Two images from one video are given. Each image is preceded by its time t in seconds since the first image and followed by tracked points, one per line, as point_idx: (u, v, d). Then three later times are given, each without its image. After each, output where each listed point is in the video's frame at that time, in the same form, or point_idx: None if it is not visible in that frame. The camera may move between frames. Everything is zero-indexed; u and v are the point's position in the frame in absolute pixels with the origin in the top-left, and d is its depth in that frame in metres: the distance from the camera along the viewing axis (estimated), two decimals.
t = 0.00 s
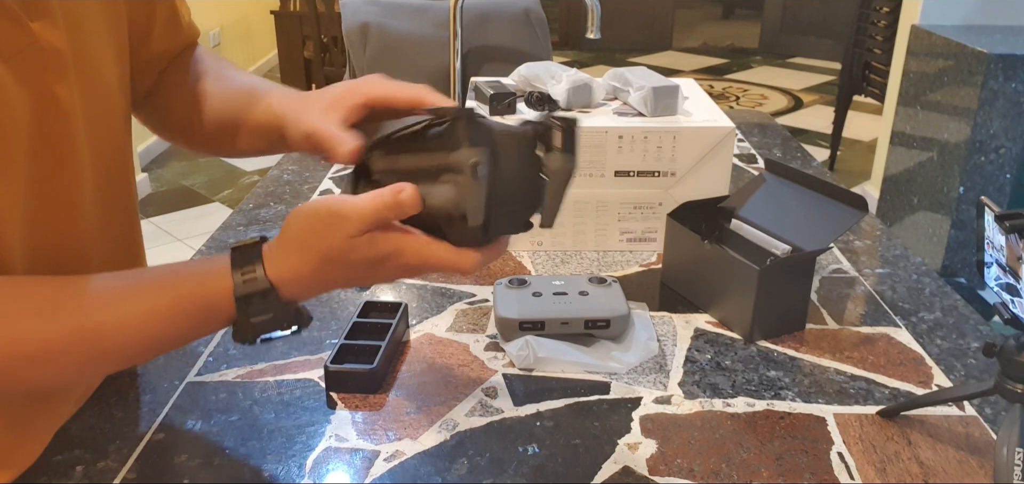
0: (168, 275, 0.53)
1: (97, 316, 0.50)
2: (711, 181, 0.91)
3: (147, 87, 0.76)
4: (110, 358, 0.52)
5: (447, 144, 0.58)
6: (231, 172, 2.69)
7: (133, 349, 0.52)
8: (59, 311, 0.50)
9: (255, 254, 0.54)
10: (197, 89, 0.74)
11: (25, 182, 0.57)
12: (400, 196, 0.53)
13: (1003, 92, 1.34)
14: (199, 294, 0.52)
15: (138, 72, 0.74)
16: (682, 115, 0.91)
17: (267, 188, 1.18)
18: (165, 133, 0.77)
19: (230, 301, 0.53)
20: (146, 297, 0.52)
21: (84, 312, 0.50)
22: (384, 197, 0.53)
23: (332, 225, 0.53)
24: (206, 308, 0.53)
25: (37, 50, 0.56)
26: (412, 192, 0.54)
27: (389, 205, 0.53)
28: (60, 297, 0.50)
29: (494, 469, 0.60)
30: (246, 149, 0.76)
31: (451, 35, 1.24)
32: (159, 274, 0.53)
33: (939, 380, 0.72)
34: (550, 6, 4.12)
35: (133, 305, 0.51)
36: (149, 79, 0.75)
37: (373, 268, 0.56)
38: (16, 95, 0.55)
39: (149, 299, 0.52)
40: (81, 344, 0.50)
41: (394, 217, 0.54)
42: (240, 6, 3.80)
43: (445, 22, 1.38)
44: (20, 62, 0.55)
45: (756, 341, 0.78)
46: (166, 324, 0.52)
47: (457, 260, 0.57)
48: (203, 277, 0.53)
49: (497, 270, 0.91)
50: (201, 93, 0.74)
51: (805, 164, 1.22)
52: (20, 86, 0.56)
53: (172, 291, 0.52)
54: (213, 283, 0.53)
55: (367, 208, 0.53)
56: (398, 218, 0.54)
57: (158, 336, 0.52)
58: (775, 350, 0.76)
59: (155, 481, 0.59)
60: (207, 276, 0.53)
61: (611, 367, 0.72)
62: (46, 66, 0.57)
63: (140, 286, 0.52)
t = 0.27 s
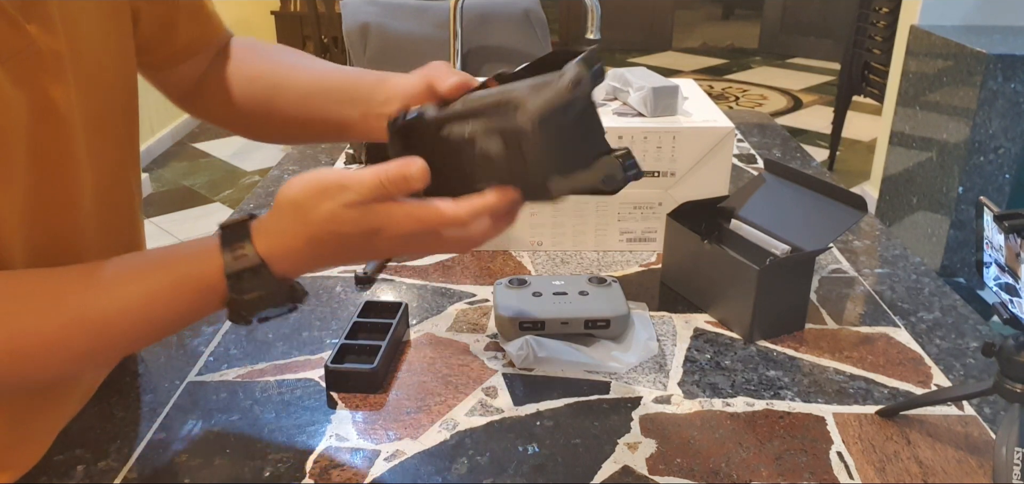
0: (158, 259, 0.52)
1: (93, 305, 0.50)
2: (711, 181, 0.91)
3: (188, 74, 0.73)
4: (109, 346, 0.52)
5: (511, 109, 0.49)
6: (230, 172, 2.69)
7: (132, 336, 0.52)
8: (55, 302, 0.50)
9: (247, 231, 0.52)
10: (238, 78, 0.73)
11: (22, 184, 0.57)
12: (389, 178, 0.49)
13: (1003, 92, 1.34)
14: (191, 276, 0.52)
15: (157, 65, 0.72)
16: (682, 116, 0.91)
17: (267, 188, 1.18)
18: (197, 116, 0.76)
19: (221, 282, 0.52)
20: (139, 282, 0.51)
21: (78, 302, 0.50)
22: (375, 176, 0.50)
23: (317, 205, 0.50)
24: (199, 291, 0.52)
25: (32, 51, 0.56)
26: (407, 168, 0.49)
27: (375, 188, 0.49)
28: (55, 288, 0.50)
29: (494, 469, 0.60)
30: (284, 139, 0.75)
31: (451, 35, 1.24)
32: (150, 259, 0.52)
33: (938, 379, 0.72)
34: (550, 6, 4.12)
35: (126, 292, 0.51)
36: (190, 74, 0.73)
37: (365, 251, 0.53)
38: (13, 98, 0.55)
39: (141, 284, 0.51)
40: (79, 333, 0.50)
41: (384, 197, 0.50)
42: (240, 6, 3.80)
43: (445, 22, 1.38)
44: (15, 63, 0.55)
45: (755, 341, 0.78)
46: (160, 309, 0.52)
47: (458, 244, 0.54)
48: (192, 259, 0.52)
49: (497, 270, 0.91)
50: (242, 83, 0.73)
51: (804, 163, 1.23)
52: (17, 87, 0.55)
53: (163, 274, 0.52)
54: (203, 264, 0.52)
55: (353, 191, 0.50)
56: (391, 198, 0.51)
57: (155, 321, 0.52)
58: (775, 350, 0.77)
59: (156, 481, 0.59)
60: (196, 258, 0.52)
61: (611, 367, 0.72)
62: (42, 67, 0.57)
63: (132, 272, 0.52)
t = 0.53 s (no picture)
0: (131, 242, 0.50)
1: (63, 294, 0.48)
2: (711, 181, 0.91)
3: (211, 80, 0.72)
4: (82, 339, 0.50)
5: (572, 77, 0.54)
6: (230, 172, 2.69)
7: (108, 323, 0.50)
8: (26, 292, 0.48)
9: (204, 207, 0.50)
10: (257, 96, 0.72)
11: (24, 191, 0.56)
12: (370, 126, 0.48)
13: (1002, 92, 1.34)
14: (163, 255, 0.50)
15: (177, 69, 0.72)
16: (682, 116, 0.91)
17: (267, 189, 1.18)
18: (205, 120, 0.75)
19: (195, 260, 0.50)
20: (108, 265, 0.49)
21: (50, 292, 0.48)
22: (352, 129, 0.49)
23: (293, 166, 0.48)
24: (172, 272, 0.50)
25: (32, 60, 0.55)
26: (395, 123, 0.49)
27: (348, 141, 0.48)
28: (36, 281, 0.48)
29: (494, 469, 0.60)
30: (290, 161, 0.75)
31: (450, 35, 1.24)
32: (121, 242, 0.50)
33: (938, 379, 0.72)
34: (550, 6, 4.12)
35: (102, 277, 0.49)
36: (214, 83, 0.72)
37: (338, 222, 0.50)
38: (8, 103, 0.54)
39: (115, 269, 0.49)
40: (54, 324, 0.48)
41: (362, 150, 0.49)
42: (240, 6, 3.80)
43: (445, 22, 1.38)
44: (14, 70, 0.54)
45: (755, 341, 0.78)
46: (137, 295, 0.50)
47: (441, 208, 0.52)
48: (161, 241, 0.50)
49: (497, 270, 0.91)
50: (259, 100, 0.73)
51: (804, 164, 1.23)
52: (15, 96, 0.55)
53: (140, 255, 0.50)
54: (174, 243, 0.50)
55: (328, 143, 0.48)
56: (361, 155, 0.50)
57: (136, 306, 0.50)
58: (774, 350, 0.77)
59: (155, 481, 0.59)
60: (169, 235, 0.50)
61: (611, 367, 0.72)
62: (41, 73, 0.56)
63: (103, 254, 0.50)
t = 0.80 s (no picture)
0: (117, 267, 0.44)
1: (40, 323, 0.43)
2: (712, 181, 0.91)
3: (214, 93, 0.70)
4: (71, 368, 0.44)
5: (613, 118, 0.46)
6: (230, 172, 2.69)
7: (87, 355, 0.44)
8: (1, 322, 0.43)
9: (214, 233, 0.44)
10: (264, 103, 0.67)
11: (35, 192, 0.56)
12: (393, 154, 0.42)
13: (1002, 92, 1.34)
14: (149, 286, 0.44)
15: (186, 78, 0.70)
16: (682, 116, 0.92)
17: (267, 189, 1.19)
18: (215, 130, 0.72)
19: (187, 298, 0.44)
20: (91, 292, 0.44)
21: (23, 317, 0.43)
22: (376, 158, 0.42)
23: (304, 198, 0.40)
24: (158, 311, 0.44)
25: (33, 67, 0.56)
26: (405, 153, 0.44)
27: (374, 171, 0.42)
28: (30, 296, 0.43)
29: (494, 469, 0.60)
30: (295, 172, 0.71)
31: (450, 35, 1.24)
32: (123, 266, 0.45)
33: (938, 379, 0.72)
34: (550, 6, 4.12)
35: (98, 298, 0.43)
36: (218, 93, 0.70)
37: (352, 264, 0.42)
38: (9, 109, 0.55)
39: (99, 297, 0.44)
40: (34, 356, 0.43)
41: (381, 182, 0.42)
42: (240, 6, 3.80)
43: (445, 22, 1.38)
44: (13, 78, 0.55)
45: (755, 341, 0.78)
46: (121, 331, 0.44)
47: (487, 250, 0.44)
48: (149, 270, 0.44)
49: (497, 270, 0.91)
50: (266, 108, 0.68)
51: (804, 163, 1.23)
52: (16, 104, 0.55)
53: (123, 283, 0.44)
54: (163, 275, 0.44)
55: (363, 171, 0.41)
56: (380, 186, 0.43)
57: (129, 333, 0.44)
58: (774, 350, 0.77)
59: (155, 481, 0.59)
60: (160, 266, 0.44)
61: (611, 367, 0.72)
62: (43, 75, 0.56)
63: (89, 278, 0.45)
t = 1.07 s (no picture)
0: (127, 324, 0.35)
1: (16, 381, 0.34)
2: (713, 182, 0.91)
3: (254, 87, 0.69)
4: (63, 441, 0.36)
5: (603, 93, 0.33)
6: (230, 172, 2.69)
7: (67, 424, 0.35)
8: None
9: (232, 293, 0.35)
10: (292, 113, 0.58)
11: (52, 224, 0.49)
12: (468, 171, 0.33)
13: (1002, 92, 1.33)
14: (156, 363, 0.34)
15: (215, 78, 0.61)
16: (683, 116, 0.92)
17: (267, 188, 1.18)
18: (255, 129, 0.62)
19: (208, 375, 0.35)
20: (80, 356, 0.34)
21: None
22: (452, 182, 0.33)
23: (365, 243, 0.32)
24: (162, 385, 0.34)
25: (51, 71, 0.48)
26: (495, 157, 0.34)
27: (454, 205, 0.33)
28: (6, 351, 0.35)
29: (494, 469, 0.60)
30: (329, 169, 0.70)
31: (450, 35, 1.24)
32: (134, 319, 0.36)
33: (938, 379, 0.72)
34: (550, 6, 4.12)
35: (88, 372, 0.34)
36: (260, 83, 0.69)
37: (408, 341, 0.33)
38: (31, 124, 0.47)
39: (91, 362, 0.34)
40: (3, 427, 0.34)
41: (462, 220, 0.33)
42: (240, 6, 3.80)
43: (445, 22, 1.38)
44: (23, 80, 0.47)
45: (755, 341, 0.78)
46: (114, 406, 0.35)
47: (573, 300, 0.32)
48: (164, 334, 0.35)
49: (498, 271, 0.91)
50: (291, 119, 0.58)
51: (804, 163, 1.23)
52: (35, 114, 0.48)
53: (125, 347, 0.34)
54: (176, 347, 0.34)
55: (423, 208, 0.32)
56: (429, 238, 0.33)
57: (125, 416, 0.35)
58: (774, 350, 0.77)
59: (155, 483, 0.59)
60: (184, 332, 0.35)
61: (611, 367, 0.72)
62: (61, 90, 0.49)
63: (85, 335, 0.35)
